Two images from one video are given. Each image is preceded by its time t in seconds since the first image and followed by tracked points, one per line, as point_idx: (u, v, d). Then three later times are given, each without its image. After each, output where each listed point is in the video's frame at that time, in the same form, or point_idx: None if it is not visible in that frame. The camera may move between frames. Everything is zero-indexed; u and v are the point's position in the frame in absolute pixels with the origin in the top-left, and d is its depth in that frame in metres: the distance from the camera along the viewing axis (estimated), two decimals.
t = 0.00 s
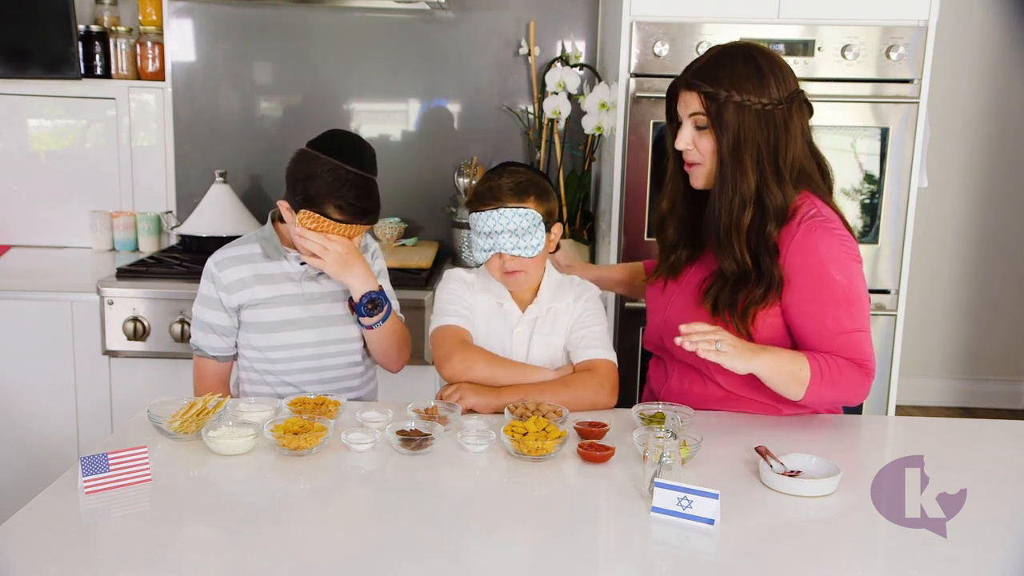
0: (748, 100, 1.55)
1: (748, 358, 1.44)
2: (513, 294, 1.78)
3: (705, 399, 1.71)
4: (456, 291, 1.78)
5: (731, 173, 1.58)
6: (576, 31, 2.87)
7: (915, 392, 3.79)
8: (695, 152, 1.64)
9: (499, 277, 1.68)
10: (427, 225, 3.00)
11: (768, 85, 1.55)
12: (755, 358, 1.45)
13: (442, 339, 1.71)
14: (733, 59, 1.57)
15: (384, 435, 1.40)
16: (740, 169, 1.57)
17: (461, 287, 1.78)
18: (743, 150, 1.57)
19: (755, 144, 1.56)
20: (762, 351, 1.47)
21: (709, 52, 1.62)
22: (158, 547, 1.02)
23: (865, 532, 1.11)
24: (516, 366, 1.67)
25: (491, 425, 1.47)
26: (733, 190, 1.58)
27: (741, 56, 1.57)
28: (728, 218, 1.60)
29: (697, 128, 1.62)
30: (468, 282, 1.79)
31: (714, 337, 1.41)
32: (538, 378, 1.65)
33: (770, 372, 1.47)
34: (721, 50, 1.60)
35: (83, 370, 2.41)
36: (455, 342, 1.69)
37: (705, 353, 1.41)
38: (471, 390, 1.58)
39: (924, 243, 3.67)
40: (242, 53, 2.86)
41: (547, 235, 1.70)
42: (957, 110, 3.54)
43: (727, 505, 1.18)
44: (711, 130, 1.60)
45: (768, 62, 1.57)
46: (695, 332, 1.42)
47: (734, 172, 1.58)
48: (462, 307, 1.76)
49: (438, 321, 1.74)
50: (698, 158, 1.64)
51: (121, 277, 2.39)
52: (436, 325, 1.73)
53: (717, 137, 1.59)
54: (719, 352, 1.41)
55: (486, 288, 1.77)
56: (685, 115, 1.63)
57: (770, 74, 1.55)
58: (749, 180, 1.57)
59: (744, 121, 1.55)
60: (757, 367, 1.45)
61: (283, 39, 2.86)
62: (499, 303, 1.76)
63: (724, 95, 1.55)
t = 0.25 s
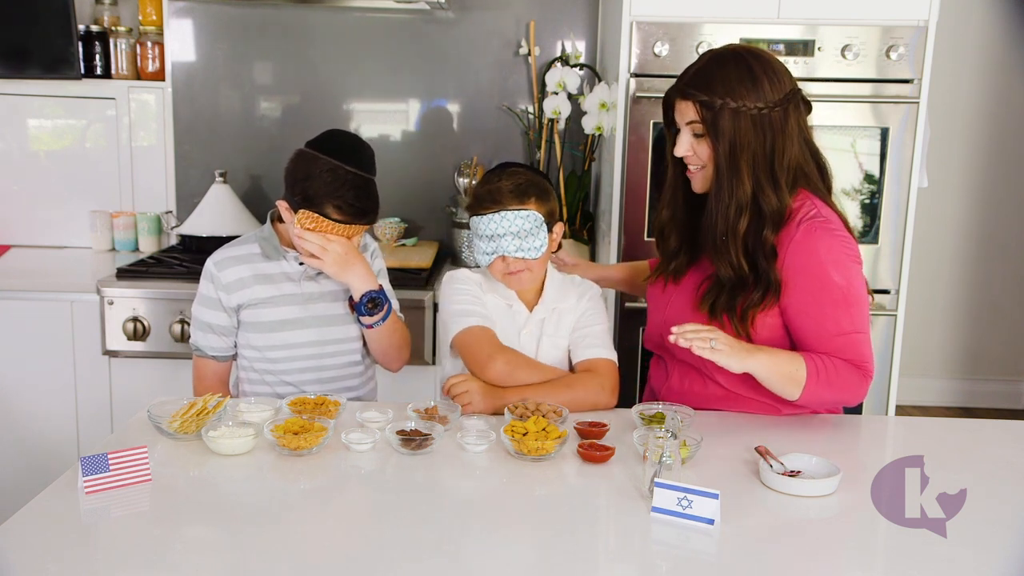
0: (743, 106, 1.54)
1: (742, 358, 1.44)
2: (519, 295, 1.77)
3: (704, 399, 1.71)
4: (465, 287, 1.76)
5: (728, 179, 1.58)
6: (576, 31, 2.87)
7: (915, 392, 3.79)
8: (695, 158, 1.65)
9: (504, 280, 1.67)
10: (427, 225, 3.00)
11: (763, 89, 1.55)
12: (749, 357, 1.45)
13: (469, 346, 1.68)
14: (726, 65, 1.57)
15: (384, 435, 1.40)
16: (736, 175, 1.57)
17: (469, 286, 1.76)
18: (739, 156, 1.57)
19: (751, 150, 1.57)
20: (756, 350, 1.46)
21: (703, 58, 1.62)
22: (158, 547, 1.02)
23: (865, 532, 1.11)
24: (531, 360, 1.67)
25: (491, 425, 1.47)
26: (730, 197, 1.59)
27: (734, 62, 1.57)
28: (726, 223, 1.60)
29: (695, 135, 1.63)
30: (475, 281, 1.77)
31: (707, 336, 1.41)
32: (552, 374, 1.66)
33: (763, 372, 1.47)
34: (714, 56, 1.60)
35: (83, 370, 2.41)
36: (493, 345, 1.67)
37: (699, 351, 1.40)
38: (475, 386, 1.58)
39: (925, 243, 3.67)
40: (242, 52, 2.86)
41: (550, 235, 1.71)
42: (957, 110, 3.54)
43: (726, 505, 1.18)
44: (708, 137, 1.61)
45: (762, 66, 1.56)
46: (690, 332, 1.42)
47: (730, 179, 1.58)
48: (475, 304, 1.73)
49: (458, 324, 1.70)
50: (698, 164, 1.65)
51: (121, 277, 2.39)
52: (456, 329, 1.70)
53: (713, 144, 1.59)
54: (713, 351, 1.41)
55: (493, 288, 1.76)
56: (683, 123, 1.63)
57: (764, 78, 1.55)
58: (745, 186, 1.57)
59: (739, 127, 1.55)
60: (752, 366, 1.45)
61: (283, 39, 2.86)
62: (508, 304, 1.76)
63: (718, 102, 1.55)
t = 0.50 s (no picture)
0: (745, 104, 1.53)
1: (746, 349, 1.45)
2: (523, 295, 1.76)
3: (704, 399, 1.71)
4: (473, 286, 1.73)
5: (731, 177, 1.57)
6: (576, 31, 2.87)
7: (915, 392, 3.79)
8: (697, 156, 1.64)
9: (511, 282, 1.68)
10: (427, 226, 3.00)
11: (764, 87, 1.54)
12: (752, 348, 1.46)
13: (484, 348, 1.66)
14: (728, 63, 1.55)
15: (384, 435, 1.40)
16: (738, 173, 1.56)
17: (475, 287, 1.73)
18: (741, 155, 1.56)
19: (753, 147, 1.56)
20: (758, 343, 1.47)
21: (702, 56, 1.61)
22: (158, 547, 1.02)
23: (865, 532, 1.11)
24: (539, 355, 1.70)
25: (492, 425, 1.47)
26: (733, 193, 1.57)
27: (735, 59, 1.56)
28: (727, 220, 1.59)
29: (696, 133, 1.61)
30: (483, 282, 1.74)
31: (710, 328, 1.42)
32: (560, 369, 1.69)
33: (768, 365, 1.47)
34: (716, 53, 1.58)
35: (83, 370, 2.41)
36: (506, 344, 1.66)
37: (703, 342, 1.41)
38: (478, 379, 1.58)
39: (925, 243, 3.67)
40: (242, 52, 2.86)
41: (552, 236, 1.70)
42: (958, 110, 3.54)
43: (726, 505, 1.18)
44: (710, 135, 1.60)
45: (763, 63, 1.55)
46: (692, 325, 1.43)
47: (733, 176, 1.57)
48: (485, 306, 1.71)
49: (472, 329, 1.68)
50: (700, 161, 1.64)
51: (121, 277, 2.39)
52: (471, 334, 1.67)
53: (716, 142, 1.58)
54: (718, 342, 1.42)
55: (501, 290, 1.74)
56: (685, 121, 1.62)
57: (765, 75, 1.54)
58: (748, 183, 1.56)
59: (741, 125, 1.54)
60: (755, 358, 1.46)
61: (283, 39, 2.86)
62: (514, 306, 1.74)
63: (721, 100, 1.54)
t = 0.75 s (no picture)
0: (753, 100, 1.54)
1: (744, 343, 1.44)
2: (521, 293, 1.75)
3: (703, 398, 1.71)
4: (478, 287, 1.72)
5: (737, 171, 1.58)
6: (576, 31, 2.87)
7: (915, 392, 3.79)
8: (702, 150, 1.65)
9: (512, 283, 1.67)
10: (427, 225, 3.00)
11: (773, 84, 1.54)
12: (751, 342, 1.45)
13: (494, 350, 1.65)
14: (738, 59, 1.56)
15: (384, 435, 1.40)
16: (745, 168, 1.57)
17: (478, 288, 1.72)
18: (748, 150, 1.56)
19: (760, 143, 1.56)
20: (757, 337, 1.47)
21: (714, 51, 1.62)
22: (158, 547, 1.02)
23: (865, 532, 1.11)
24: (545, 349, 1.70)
25: (492, 425, 1.47)
26: (738, 188, 1.58)
27: (745, 56, 1.56)
28: (732, 214, 1.60)
29: (704, 127, 1.62)
30: (487, 282, 1.73)
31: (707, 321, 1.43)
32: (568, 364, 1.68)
33: (767, 360, 1.47)
34: (727, 49, 1.59)
35: (83, 370, 2.41)
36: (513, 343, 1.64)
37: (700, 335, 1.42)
38: (480, 379, 1.58)
39: (925, 243, 3.67)
40: (242, 53, 2.86)
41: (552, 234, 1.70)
42: (958, 110, 3.54)
43: (726, 505, 1.18)
44: (717, 130, 1.60)
45: (773, 61, 1.56)
46: (689, 318, 1.44)
47: (740, 170, 1.57)
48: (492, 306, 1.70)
49: (482, 333, 1.66)
50: (706, 157, 1.64)
51: (121, 277, 2.39)
52: (482, 338, 1.65)
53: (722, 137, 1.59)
54: (716, 335, 1.42)
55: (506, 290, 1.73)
56: (692, 115, 1.62)
57: (775, 73, 1.54)
58: (753, 178, 1.57)
59: (749, 121, 1.55)
60: (754, 352, 1.45)
61: (283, 39, 2.86)
62: (516, 306, 1.73)
63: (730, 95, 1.55)
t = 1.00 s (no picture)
0: (759, 94, 1.55)
1: (751, 341, 1.44)
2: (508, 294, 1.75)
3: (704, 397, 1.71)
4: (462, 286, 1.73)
5: (741, 164, 1.58)
6: (576, 31, 2.87)
7: (915, 392, 3.79)
8: (705, 143, 1.65)
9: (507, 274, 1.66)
10: (427, 225, 3.00)
11: (779, 80, 1.55)
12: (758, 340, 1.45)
13: (461, 351, 1.65)
14: (746, 53, 1.57)
15: (384, 435, 1.40)
16: (748, 161, 1.57)
17: (464, 286, 1.73)
18: (752, 143, 1.57)
19: (764, 137, 1.57)
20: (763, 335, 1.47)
21: (722, 46, 1.62)
22: (158, 547, 1.02)
23: (865, 532, 1.11)
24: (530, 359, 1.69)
25: (492, 425, 1.47)
26: (742, 181, 1.58)
27: (753, 51, 1.57)
28: (736, 207, 1.60)
29: (707, 120, 1.62)
30: (474, 280, 1.74)
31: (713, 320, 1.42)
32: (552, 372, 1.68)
33: (773, 357, 1.47)
34: (734, 44, 1.60)
35: (83, 370, 2.41)
36: (485, 348, 1.64)
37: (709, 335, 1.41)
38: (471, 386, 1.59)
39: (925, 243, 3.67)
40: (242, 52, 2.86)
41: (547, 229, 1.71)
42: (957, 110, 3.54)
43: (726, 505, 1.18)
44: (722, 122, 1.60)
45: (780, 58, 1.57)
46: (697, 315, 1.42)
47: (744, 164, 1.58)
48: (470, 305, 1.70)
49: (454, 330, 1.67)
50: (708, 149, 1.65)
51: (121, 277, 2.39)
52: (451, 336, 1.67)
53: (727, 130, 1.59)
54: (722, 335, 1.41)
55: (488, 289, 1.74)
56: (697, 107, 1.63)
57: (781, 70, 1.55)
58: (758, 173, 1.57)
59: (754, 115, 1.55)
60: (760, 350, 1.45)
61: (283, 39, 2.86)
62: (500, 306, 1.73)
63: (736, 88, 1.55)
